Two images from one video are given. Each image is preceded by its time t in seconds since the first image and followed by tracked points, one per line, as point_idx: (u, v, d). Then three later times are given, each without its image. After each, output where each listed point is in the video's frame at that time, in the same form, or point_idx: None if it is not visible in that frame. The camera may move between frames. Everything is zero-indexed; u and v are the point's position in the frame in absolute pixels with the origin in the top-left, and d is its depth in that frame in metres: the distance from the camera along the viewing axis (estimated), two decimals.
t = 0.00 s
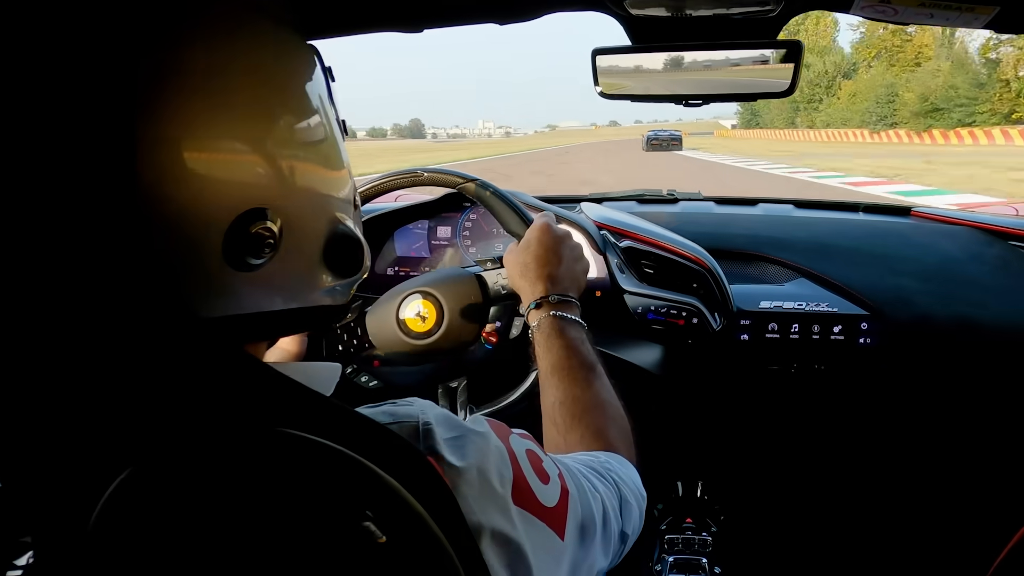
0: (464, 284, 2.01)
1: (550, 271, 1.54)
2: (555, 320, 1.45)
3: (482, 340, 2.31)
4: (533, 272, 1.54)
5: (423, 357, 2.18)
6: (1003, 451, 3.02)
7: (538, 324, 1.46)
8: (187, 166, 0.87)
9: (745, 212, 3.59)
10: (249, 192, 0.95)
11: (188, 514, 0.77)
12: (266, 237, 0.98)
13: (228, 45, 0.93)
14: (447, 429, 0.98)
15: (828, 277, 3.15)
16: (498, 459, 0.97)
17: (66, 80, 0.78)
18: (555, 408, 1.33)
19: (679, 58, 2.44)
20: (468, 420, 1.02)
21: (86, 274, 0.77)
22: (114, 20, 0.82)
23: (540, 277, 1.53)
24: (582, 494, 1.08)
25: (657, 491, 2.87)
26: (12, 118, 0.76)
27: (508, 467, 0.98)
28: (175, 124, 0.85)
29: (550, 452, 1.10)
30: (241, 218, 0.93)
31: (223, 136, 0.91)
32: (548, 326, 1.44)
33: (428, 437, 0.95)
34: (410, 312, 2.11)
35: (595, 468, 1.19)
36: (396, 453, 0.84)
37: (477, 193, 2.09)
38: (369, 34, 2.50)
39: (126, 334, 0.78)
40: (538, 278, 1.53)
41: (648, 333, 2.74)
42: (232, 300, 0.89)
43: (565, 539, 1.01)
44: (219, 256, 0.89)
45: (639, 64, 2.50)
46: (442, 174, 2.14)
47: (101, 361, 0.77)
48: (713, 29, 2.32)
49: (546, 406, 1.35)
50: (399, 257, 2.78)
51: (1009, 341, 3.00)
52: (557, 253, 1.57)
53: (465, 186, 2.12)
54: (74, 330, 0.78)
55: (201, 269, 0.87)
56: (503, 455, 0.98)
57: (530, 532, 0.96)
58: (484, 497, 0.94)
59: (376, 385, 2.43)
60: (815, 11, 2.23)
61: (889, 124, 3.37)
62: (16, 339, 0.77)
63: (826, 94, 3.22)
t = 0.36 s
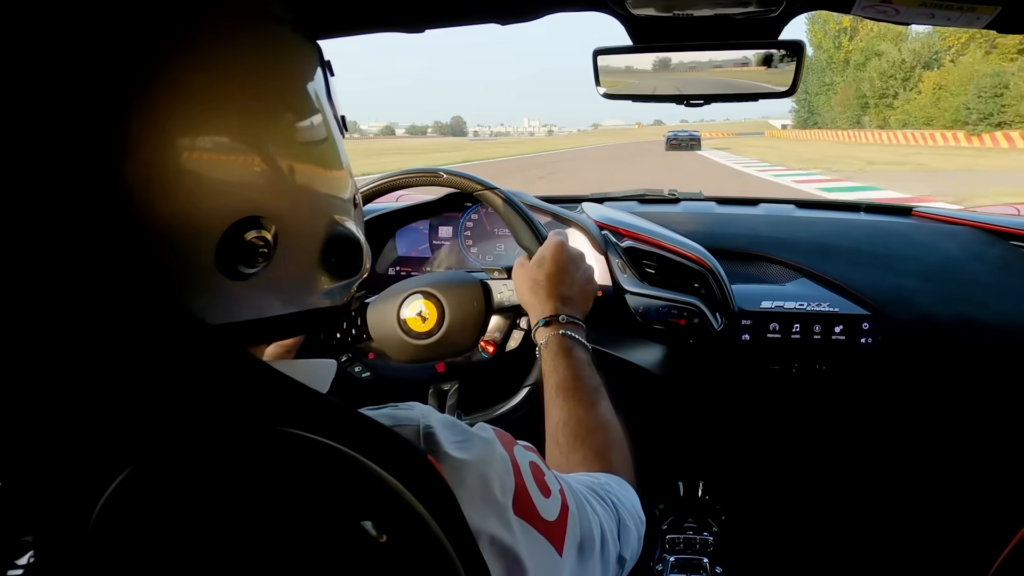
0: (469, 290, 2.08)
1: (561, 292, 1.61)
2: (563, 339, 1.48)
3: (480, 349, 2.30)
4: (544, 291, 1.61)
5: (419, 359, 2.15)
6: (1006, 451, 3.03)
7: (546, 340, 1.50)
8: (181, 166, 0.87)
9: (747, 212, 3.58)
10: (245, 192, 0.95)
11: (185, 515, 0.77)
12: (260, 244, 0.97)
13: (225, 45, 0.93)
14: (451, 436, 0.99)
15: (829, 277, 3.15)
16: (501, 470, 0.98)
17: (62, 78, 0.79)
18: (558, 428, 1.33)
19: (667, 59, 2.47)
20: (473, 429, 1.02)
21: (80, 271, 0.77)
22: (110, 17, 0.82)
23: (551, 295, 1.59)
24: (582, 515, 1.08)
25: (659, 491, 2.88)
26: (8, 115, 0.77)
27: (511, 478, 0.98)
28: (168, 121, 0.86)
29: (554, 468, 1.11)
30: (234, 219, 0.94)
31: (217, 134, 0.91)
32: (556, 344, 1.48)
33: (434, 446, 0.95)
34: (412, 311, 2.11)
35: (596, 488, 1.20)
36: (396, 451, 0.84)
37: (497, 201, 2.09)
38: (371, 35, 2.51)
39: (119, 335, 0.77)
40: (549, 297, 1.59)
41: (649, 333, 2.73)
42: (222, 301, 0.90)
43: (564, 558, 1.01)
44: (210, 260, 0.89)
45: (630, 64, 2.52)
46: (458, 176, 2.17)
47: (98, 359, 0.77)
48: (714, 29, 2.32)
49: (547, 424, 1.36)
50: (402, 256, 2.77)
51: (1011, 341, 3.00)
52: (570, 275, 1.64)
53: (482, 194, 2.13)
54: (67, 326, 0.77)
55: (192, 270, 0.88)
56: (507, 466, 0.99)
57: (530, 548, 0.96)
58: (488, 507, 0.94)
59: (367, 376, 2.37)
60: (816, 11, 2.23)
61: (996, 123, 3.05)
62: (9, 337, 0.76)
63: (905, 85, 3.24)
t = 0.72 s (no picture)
0: (472, 294, 2.14)
1: (561, 310, 1.63)
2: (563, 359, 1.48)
3: (473, 356, 2.30)
4: (548, 308, 1.63)
5: (416, 357, 2.17)
6: (1005, 450, 3.03)
7: (547, 358, 1.51)
8: (190, 167, 0.90)
9: (747, 211, 3.58)
10: (247, 193, 1.00)
11: (178, 518, 0.75)
12: (258, 246, 1.00)
13: (223, 51, 0.97)
14: (457, 441, 0.99)
15: (832, 278, 3.15)
16: (503, 481, 0.99)
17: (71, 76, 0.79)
18: (556, 447, 1.33)
19: (659, 58, 2.47)
20: (478, 438, 1.03)
21: (84, 269, 0.78)
22: (115, 18, 0.84)
23: (554, 313, 1.62)
24: (578, 536, 1.08)
25: (659, 492, 2.86)
26: (15, 109, 0.76)
27: (512, 490, 0.99)
28: (166, 123, 0.88)
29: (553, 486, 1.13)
30: (237, 218, 0.98)
31: (220, 137, 0.96)
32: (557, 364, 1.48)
33: (442, 454, 0.96)
34: (412, 310, 2.11)
35: (593, 512, 1.21)
36: (393, 450, 0.86)
37: (510, 210, 2.10)
38: (371, 34, 2.51)
39: (121, 333, 0.79)
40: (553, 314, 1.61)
41: (649, 331, 2.69)
42: (227, 300, 0.92)
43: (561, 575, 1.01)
44: (212, 258, 0.92)
45: (625, 63, 2.52)
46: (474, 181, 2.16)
47: (100, 359, 0.78)
48: (715, 28, 2.32)
49: (545, 442, 1.36)
50: (402, 256, 2.77)
51: (1010, 340, 3.00)
52: (572, 296, 1.68)
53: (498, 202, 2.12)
54: (63, 328, 0.77)
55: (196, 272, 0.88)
56: (510, 480, 1.00)
57: (528, 563, 0.96)
58: (491, 520, 0.94)
59: (360, 366, 2.35)
60: (816, 10, 2.22)
61: None
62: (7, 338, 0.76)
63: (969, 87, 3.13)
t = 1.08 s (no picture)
0: (476, 303, 2.13)
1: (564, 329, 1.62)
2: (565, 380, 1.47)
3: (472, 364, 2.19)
4: (553, 326, 1.61)
5: (415, 360, 2.18)
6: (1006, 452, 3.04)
7: (549, 377, 1.48)
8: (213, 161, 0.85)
9: (749, 215, 3.58)
10: (270, 190, 0.92)
11: (185, 513, 0.75)
12: (278, 258, 0.92)
13: (252, 41, 0.92)
14: (466, 446, 0.99)
15: (833, 282, 3.16)
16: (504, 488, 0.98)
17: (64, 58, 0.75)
18: (552, 469, 1.31)
19: (658, 62, 2.48)
20: (488, 445, 1.03)
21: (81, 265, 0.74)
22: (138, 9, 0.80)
23: (558, 333, 1.60)
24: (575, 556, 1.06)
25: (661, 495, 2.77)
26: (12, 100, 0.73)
27: (514, 498, 0.98)
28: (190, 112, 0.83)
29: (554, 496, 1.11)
30: (262, 222, 0.90)
31: (245, 128, 0.90)
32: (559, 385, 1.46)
33: (449, 461, 0.97)
34: (414, 313, 2.11)
35: (591, 540, 1.16)
36: (394, 448, 0.85)
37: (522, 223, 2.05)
38: (374, 38, 2.52)
39: (123, 332, 0.76)
40: (557, 333, 1.59)
41: (641, 333, 2.69)
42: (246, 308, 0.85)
43: None
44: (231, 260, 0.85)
45: (627, 68, 2.53)
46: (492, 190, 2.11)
47: (106, 357, 0.77)
48: (716, 32, 2.32)
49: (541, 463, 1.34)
50: (403, 259, 2.77)
51: (1012, 344, 3.00)
52: (577, 316, 1.68)
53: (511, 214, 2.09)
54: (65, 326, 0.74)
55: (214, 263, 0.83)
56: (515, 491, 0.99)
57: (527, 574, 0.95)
58: (490, 531, 0.93)
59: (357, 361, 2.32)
60: (818, 13, 2.23)
61: None
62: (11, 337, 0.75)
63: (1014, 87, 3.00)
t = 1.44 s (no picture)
0: (475, 304, 2.12)
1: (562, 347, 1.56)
2: (560, 398, 1.43)
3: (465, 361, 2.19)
4: (548, 341, 1.55)
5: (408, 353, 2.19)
6: (1005, 445, 3.03)
7: (544, 394, 1.45)
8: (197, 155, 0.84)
9: (747, 208, 3.58)
10: (259, 187, 0.92)
11: (178, 511, 0.76)
12: (264, 257, 0.90)
13: (245, 36, 0.92)
14: (464, 455, 0.95)
15: (831, 275, 3.15)
16: (507, 502, 0.96)
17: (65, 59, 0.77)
18: (550, 485, 1.31)
19: (659, 58, 2.47)
20: (488, 453, 1.00)
21: (74, 254, 0.75)
22: (135, 9, 0.81)
23: (554, 348, 1.54)
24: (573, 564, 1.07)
25: (661, 488, 2.76)
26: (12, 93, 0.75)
27: (514, 512, 0.96)
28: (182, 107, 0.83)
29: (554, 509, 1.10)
30: (246, 220, 0.89)
31: (236, 123, 0.89)
32: (552, 404, 1.42)
33: (449, 472, 0.92)
34: (411, 307, 2.11)
35: (591, 554, 1.17)
36: (391, 443, 0.85)
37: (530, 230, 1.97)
38: (373, 31, 2.53)
39: (116, 322, 0.77)
40: (552, 347, 1.54)
41: (646, 329, 2.71)
42: (236, 307, 0.86)
43: None
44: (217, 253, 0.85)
45: (628, 63, 2.51)
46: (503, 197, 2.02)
47: (99, 350, 0.78)
48: (714, 25, 2.31)
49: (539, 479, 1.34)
50: (401, 254, 2.77)
51: (1010, 336, 3.00)
52: (574, 331, 1.61)
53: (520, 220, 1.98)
54: (61, 320, 0.75)
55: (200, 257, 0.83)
56: (514, 504, 0.97)
57: None
58: (489, 547, 0.91)
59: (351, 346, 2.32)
60: (817, 6, 2.22)
61: None
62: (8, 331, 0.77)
63: None
